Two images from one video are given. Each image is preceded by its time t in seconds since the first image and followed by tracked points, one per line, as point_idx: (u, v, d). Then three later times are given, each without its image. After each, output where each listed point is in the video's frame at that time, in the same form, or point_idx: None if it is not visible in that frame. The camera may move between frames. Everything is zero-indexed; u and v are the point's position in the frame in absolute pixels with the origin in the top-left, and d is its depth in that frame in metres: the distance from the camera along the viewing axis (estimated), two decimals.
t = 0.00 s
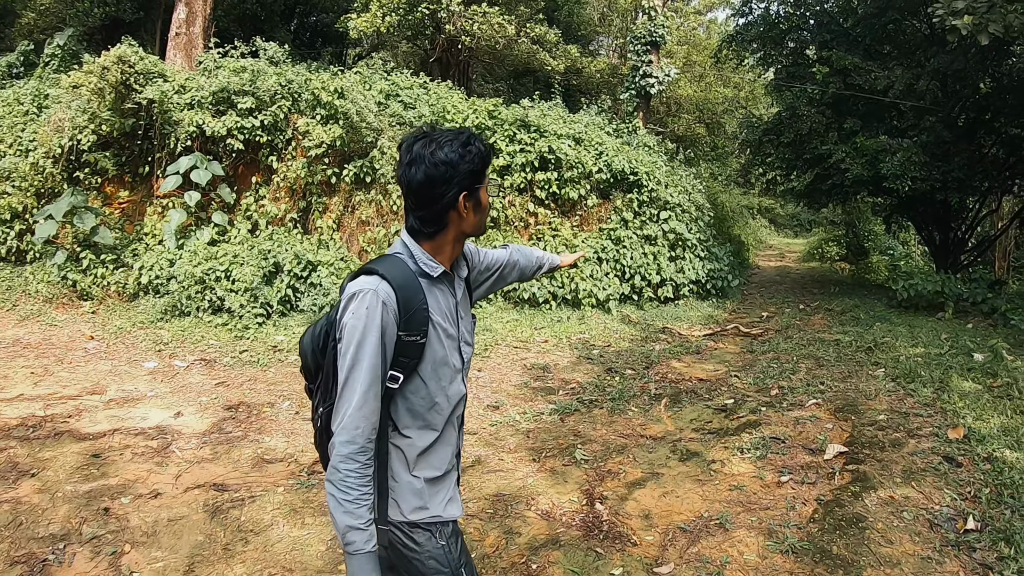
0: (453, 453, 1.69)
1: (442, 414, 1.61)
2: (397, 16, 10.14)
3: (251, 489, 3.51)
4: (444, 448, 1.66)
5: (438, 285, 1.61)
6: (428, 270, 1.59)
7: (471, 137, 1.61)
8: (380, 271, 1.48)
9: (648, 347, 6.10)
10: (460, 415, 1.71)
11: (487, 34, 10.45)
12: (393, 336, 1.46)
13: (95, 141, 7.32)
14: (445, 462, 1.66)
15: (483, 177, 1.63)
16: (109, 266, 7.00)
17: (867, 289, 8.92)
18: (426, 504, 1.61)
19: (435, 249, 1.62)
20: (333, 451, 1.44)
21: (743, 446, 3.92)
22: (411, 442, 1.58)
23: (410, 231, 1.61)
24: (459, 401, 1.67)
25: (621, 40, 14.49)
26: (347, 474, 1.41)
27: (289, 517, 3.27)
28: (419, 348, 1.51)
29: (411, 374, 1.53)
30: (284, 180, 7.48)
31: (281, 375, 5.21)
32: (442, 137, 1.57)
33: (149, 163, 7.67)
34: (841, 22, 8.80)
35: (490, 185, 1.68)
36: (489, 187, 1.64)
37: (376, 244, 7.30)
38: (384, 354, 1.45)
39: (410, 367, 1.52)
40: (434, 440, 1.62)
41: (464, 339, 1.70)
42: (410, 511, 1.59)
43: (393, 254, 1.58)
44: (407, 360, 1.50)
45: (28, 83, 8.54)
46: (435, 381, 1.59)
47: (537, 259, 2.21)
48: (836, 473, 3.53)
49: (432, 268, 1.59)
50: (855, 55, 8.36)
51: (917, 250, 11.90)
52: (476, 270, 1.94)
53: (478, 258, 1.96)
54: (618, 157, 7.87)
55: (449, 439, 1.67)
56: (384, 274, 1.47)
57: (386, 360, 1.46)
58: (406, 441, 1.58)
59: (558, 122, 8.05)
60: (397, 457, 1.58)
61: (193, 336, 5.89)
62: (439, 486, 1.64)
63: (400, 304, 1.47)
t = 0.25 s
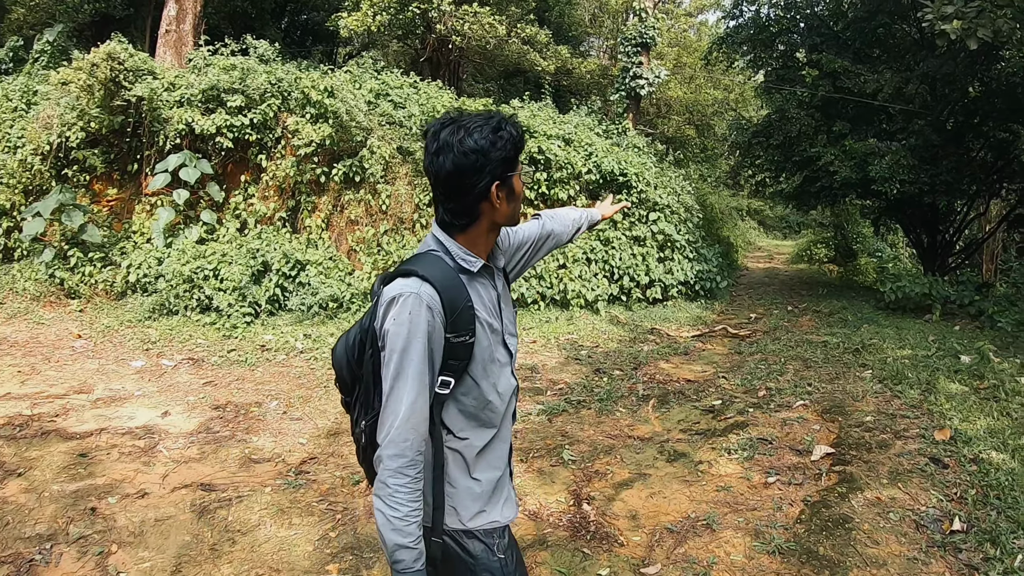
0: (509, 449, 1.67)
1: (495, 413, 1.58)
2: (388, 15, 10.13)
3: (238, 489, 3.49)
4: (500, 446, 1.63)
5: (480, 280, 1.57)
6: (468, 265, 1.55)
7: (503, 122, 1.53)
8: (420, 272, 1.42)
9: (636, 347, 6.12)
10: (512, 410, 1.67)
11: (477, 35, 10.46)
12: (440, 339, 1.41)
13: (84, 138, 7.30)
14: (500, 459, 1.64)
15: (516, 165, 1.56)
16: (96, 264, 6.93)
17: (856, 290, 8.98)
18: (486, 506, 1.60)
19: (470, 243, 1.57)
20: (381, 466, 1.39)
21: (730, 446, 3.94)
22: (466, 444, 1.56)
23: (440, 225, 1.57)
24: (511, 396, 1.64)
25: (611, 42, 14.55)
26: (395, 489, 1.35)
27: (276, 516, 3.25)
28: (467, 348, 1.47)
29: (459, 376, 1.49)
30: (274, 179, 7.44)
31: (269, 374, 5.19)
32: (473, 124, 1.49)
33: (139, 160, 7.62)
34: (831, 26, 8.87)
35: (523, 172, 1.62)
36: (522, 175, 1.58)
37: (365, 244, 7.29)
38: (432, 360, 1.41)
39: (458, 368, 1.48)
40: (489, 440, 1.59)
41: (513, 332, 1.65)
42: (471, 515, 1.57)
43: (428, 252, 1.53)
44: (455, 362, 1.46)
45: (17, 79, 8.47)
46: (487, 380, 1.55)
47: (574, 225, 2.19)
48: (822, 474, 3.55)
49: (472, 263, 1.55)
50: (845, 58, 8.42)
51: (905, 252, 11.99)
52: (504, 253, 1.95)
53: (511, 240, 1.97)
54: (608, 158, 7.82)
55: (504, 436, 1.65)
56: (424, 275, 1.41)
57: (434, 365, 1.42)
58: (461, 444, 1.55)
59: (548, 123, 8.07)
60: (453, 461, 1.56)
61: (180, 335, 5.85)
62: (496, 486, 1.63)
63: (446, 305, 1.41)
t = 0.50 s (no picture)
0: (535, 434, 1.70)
1: (524, 397, 1.60)
2: (376, 15, 10.11)
3: (222, 490, 3.47)
4: (528, 431, 1.65)
5: (504, 261, 1.61)
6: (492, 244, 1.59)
7: (503, 99, 1.57)
8: (450, 251, 1.44)
9: (622, 349, 6.13)
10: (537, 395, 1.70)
11: (466, 36, 10.47)
12: (471, 320, 1.43)
13: (70, 136, 7.23)
14: (528, 444, 1.66)
15: (519, 140, 1.57)
16: (81, 262, 6.88)
17: (841, 294, 9.05)
18: (514, 493, 1.61)
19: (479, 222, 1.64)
20: (423, 454, 1.38)
21: (715, 448, 3.96)
22: (498, 430, 1.57)
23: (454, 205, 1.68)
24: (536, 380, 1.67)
25: (599, 44, 14.59)
26: (445, 476, 1.34)
27: (260, 518, 3.23)
28: (497, 330, 1.48)
29: (489, 359, 1.51)
30: (260, 178, 7.42)
31: (254, 375, 5.16)
32: (470, 101, 1.57)
33: (125, 158, 7.59)
34: (818, 31, 8.94)
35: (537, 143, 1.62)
36: (532, 146, 1.59)
37: (351, 244, 7.37)
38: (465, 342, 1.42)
39: (488, 351, 1.49)
40: (519, 425, 1.61)
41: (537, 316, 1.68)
42: (500, 502, 1.60)
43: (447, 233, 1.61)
44: (486, 344, 1.48)
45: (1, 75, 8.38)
46: (516, 363, 1.57)
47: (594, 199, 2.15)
48: (806, 477, 3.57)
49: (498, 244, 1.60)
50: (832, 63, 8.49)
51: (891, 256, 12.11)
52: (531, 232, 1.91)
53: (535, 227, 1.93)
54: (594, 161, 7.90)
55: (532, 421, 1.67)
56: (454, 255, 1.43)
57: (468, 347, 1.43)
58: (493, 430, 1.56)
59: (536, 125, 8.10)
60: (485, 447, 1.57)
61: (165, 335, 5.80)
62: (524, 471, 1.65)
63: (476, 285, 1.43)
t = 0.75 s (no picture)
0: (547, 429, 1.68)
1: (531, 388, 1.60)
2: (368, 15, 10.09)
3: (210, 491, 3.45)
4: (539, 425, 1.64)
5: (505, 252, 1.64)
6: (492, 235, 1.63)
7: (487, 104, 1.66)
8: (446, 240, 1.51)
9: (611, 351, 6.15)
10: (550, 390, 1.69)
11: (457, 37, 10.48)
12: (465, 304, 1.47)
13: (59, 134, 7.21)
14: (539, 439, 1.64)
15: (493, 142, 1.63)
16: (70, 261, 6.85)
17: (830, 297, 9.10)
18: (522, 487, 1.61)
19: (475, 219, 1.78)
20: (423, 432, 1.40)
21: (703, 450, 3.99)
22: (504, 420, 1.57)
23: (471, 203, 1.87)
24: (546, 373, 1.66)
25: (591, 46, 14.62)
26: (441, 451, 1.35)
27: (248, 519, 3.22)
28: (493, 316, 1.51)
29: (489, 346, 1.53)
30: (250, 178, 7.40)
31: (242, 375, 5.14)
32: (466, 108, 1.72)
33: (114, 157, 7.55)
34: (809, 35, 9.00)
35: (525, 140, 1.64)
36: (512, 140, 1.62)
37: (340, 245, 7.36)
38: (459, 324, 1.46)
39: (486, 337, 1.51)
40: (527, 417, 1.60)
41: (545, 310, 1.69)
42: (507, 495, 1.60)
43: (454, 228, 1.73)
44: (482, 329, 1.50)
45: None
46: (519, 353, 1.58)
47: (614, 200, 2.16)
48: (795, 478, 3.59)
49: (496, 234, 1.64)
50: (822, 67, 8.54)
51: (880, 259, 12.19)
52: (547, 233, 1.95)
53: (549, 228, 1.96)
54: (584, 162, 7.93)
55: (543, 415, 1.65)
56: (448, 243, 1.49)
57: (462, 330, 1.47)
58: (499, 420, 1.56)
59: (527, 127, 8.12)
60: (490, 438, 1.58)
61: (154, 335, 5.77)
62: (533, 465, 1.63)
63: (468, 269, 1.48)
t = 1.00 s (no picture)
0: (545, 423, 1.68)
1: (524, 378, 1.62)
2: (359, 15, 10.07)
3: (198, 491, 3.43)
4: (533, 417, 1.64)
5: (508, 244, 1.67)
6: (494, 228, 1.66)
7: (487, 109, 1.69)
8: (450, 230, 1.60)
9: (601, 351, 6.16)
10: (550, 384, 1.69)
11: (448, 37, 10.47)
12: (457, 289, 1.53)
13: (49, 132, 7.19)
14: (532, 431, 1.65)
15: (484, 146, 1.65)
16: (59, 260, 6.78)
17: (820, 298, 9.15)
18: (511, 475, 1.62)
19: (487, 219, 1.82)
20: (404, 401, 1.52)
21: (692, 451, 4.01)
22: (494, 407, 1.60)
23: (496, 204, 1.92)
24: (544, 366, 1.67)
25: (582, 47, 14.64)
26: (411, 422, 1.46)
27: (236, 520, 3.20)
28: (486, 303, 1.55)
29: (482, 333, 1.57)
30: (240, 177, 7.38)
31: (231, 375, 5.12)
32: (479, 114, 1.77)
33: (104, 156, 7.51)
34: (800, 38, 9.06)
35: (513, 143, 1.64)
36: (498, 143, 1.63)
37: (331, 245, 7.36)
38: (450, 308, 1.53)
39: (479, 323, 1.56)
40: (518, 406, 1.62)
41: (549, 304, 1.70)
42: (493, 482, 1.62)
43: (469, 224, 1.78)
44: (475, 316, 1.55)
45: None
46: (513, 342, 1.60)
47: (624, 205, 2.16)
48: (784, 479, 3.61)
49: (499, 227, 1.66)
50: (813, 70, 8.59)
51: (869, 261, 12.27)
52: (558, 236, 1.95)
53: (560, 230, 1.96)
54: (576, 163, 7.95)
55: (539, 408, 1.66)
56: (449, 232, 1.58)
57: (452, 314, 1.54)
58: (489, 407, 1.60)
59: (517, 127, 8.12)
60: (480, 423, 1.62)
61: (143, 335, 5.74)
62: (524, 456, 1.64)
63: (464, 257, 1.55)
